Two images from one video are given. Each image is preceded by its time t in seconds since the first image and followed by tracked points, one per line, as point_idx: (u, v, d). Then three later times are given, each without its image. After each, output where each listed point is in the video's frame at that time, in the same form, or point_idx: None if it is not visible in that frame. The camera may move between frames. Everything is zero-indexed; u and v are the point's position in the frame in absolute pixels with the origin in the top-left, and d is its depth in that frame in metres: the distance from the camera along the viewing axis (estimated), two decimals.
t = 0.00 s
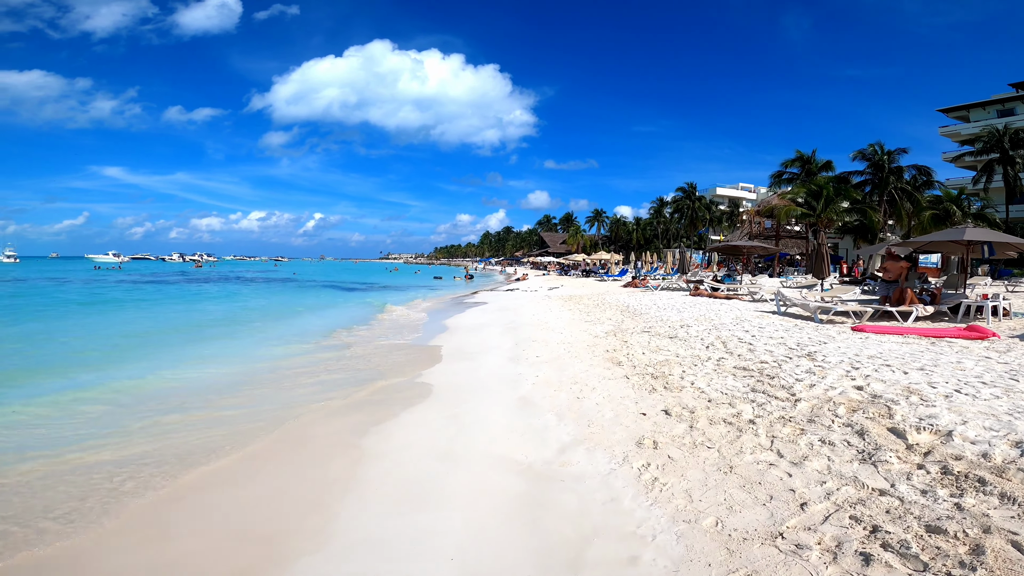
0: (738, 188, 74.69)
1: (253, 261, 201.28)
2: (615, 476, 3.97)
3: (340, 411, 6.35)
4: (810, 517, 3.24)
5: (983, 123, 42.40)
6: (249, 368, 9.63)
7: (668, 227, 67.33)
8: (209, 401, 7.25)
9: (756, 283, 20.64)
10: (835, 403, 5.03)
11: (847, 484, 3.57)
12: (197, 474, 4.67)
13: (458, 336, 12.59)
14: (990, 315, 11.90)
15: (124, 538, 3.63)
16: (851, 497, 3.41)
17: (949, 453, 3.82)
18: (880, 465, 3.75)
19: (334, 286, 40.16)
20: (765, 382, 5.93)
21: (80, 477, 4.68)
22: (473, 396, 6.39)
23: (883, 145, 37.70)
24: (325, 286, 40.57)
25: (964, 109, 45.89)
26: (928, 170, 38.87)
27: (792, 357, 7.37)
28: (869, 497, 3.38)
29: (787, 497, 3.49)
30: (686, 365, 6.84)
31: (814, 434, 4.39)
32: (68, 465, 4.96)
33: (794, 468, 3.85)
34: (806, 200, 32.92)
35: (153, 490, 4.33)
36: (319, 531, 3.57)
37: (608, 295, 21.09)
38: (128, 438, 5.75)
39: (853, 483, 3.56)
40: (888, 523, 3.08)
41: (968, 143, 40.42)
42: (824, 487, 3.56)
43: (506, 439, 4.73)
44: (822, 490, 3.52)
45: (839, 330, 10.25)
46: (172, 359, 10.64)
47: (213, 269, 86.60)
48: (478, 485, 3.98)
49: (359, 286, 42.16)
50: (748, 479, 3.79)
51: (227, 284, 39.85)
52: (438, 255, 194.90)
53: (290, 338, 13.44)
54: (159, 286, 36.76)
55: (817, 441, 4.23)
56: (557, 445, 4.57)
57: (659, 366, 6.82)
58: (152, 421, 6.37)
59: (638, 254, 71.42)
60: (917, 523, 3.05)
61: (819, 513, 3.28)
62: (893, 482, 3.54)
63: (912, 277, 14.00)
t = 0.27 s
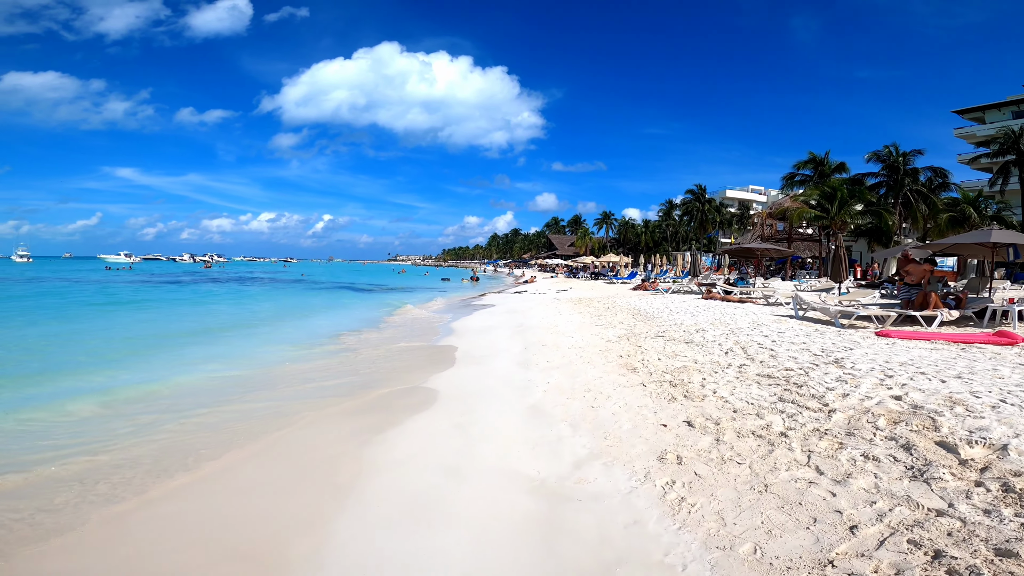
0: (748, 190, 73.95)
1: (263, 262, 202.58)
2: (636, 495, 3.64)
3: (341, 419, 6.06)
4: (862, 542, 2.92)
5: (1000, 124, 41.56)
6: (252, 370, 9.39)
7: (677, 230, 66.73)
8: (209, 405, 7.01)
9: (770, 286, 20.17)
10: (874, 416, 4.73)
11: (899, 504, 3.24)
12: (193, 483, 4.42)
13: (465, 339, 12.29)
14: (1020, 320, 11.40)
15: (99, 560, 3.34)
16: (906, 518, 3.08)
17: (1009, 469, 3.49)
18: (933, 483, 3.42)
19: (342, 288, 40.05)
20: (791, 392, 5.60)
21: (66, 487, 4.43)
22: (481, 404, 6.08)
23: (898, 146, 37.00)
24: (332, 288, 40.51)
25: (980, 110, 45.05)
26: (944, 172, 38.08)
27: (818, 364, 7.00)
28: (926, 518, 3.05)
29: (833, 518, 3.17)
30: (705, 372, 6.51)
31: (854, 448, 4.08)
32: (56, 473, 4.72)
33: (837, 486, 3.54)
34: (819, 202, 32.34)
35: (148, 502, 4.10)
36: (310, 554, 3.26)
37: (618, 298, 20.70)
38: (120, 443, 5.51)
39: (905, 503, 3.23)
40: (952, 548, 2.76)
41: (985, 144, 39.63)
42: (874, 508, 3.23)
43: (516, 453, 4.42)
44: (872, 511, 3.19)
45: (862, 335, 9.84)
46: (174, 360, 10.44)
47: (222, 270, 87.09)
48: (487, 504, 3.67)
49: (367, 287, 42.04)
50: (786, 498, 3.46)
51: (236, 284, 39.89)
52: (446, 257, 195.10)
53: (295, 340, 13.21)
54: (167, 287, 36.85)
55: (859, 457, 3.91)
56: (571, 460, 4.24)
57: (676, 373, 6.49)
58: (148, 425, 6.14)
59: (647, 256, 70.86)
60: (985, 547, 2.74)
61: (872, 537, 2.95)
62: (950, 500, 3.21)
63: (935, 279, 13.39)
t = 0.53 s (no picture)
0: (759, 194, 73.11)
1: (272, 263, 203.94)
2: (662, 522, 3.37)
3: (344, 429, 5.81)
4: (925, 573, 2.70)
5: (1019, 126, 40.66)
6: (256, 374, 9.17)
7: (687, 233, 66.03)
8: (210, 411, 6.79)
9: (785, 291, 19.69)
10: (919, 431, 4.54)
11: (961, 529, 3.03)
12: (182, 499, 4.13)
13: (474, 344, 12.02)
14: None
15: None
16: (970, 546, 2.86)
17: None
18: (996, 506, 3.20)
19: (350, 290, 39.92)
20: (824, 407, 5.34)
21: (57, 499, 4.22)
22: (491, 415, 5.80)
23: (914, 149, 36.29)
24: (340, 289, 40.38)
25: (998, 112, 44.15)
26: (962, 175, 37.28)
27: (848, 375, 6.67)
28: (992, 545, 2.84)
29: (889, 547, 2.94)
30: (728, 382, 6.22)
31: (902, 468, 3.88)
32: (47, 484, 4.51)
33: (889, 510, 3.32)
34: (834, 205, 31.73)
35: (131, 520, 3.81)
36: None
37: (629, 302, 20.32)
38: (116, 452, 5.29)
39: (968, 528, 3.02)
40: None
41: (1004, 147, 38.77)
42: (933, 535, 3.01)
43: (528, 472, 4.15)
44: (932, 539, 2.97)
45: (887, 343, 9.44)
46: (178, 363, 10.26)
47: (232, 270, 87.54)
48: (498, 529, 3.38)
49: (374, 289, 41.86)
50: (832, 525, 3.21)
51: (244, 286, 39.89)
52: (454, 259, 195.22)
53: (301, 343, 13.00)
54: (176, 287, 36.92)
55: (910, 477, 3.69)
56: (590, 480, 3.97)
57: (697, 383, 6.20)
58: (146, 432, 5.92)
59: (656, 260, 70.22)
60: None
61: (936, 567, 2.73)
62: (1016, 526, 2.99)
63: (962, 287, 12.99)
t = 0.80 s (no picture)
0: (771, 197, 72.22)
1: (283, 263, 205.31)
2: (699, 540, 3.38)
3: (361, 435, 5.78)
4: None
5: None
6: (271, 377, 9.13)
7: (698, 236, 65.33)
8: (223, 415, 6.70)
9: (801, 296, 19.32)
10: (961, 441, 4.50)
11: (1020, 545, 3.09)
12: (183, 513, 3.93)
13: (486, 348, 11.86)
14: None
15: None
16: None
17: None
18: None
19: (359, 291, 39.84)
20: (861, 415, 5.31)
21: (70, 504, 4.12)
22: (506, 426, 5.70)
23: (932, 151, 35.60)
24: (348, 291, 40.27)
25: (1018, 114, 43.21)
26: (980, 179, 36.52)
27: (878, 381, 6.53)
28: None
29: (949, 562, 3.02)
30: (753, 390, 6.24)
31: (951, 480, 3.92)
32: (60, 488, 4.42)
33: (943, 525, 3.39)
34: (849, 209, 31.18)
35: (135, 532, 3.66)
36: None
37: (642, 306, 20.06)
38: (129, 455, 5.20)
39: None
40: None
41: None
42: (993, 549, 3.09)
43: (549, 488, 4.07)
44: (992, 553, 3.05)
45: (913, 351, 9.18)
46: (190, 365, 10.19)
47: (242, 271, 87.97)
48: (521, 549, 3.26)
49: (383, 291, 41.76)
50: (885, 540, 3.30)
51: (252, 287, 39.88)
52: (463, 261, 195.28)
53: (312, 346, 12.91)
54: (184, 287, 36.94)
55: (961, 491, 3.74)
56: (618, 495, 3.97)
57: (721, 391, 6.25)
58: (159, 435, 5.84)
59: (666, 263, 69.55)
60: None
61: None
62: None
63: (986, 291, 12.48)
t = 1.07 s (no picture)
0: (782, 194, 71.50)
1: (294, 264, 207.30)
2: (729, 544, 3.50)
3: (386, 437, 6.00)
4: None
5: None
6: (289, 378, 9.26)
7: (709, 234, 64.93)
8: (244, 418, 6.78)
9: (816, 293, 19.07)
10: (993, 443, 4.37)
11: None
12: (215, 518, 4.05)
13: (500, 349, 11.86)
14: None
15: None
16: None
17: None
18: None
19: (370, 291, 40.04)
20: (887, 416, 5.18)
21: (103, 510, 4.21)
22: (524, 430, 5.92)
23: (947, 147, 34.95)
24: (358, 291, 40.42)
25: None
26: (998, 174, 35.78)
27: (901, 380, 6.44)
28: None
29: (987, 567, 2.96)
30: (774, 391, 6.24)
31: (983, 481, 3.81)
32: (93, 493, 4.53)
33: (979, 528, 3.30)
34: (863, 205, 30.72)
35: (168, 538, 3.76)
36: None
37: (654, 305, 19.95)
38: (156, 459, 5.29)
39: None
40: None
41: None
42: None
43: (572, 495, 4.31)
44: None
45: (935, 349, 9.04)
46: (208, 367, 10.31)
47: (254, 272, 88.71)
48: (543, 557, 3.50)
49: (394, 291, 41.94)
50: (920, 543, 3.25)
51: (264, 288, 40.13)
52: (472, 261, 195.40)
53: (326, 347, 13.00)
54: (196, 289, 37.26)
55: (995, 492, 3.63)
56: (643, 498, 4.16)
57: (742, 392, 6.30)
58: (184, 439, 5.92)
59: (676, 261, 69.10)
60: None
61: None
62: None
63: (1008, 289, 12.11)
